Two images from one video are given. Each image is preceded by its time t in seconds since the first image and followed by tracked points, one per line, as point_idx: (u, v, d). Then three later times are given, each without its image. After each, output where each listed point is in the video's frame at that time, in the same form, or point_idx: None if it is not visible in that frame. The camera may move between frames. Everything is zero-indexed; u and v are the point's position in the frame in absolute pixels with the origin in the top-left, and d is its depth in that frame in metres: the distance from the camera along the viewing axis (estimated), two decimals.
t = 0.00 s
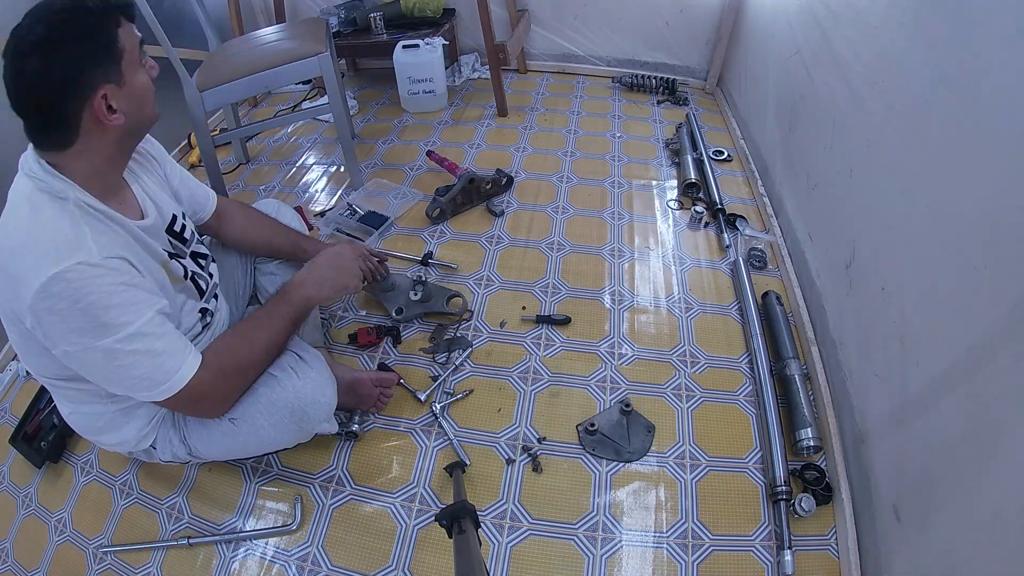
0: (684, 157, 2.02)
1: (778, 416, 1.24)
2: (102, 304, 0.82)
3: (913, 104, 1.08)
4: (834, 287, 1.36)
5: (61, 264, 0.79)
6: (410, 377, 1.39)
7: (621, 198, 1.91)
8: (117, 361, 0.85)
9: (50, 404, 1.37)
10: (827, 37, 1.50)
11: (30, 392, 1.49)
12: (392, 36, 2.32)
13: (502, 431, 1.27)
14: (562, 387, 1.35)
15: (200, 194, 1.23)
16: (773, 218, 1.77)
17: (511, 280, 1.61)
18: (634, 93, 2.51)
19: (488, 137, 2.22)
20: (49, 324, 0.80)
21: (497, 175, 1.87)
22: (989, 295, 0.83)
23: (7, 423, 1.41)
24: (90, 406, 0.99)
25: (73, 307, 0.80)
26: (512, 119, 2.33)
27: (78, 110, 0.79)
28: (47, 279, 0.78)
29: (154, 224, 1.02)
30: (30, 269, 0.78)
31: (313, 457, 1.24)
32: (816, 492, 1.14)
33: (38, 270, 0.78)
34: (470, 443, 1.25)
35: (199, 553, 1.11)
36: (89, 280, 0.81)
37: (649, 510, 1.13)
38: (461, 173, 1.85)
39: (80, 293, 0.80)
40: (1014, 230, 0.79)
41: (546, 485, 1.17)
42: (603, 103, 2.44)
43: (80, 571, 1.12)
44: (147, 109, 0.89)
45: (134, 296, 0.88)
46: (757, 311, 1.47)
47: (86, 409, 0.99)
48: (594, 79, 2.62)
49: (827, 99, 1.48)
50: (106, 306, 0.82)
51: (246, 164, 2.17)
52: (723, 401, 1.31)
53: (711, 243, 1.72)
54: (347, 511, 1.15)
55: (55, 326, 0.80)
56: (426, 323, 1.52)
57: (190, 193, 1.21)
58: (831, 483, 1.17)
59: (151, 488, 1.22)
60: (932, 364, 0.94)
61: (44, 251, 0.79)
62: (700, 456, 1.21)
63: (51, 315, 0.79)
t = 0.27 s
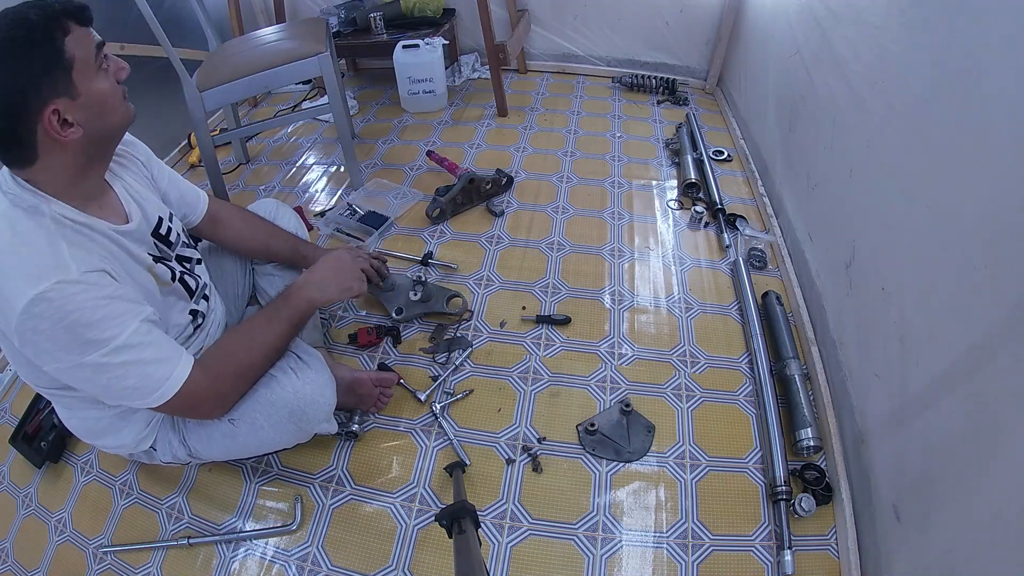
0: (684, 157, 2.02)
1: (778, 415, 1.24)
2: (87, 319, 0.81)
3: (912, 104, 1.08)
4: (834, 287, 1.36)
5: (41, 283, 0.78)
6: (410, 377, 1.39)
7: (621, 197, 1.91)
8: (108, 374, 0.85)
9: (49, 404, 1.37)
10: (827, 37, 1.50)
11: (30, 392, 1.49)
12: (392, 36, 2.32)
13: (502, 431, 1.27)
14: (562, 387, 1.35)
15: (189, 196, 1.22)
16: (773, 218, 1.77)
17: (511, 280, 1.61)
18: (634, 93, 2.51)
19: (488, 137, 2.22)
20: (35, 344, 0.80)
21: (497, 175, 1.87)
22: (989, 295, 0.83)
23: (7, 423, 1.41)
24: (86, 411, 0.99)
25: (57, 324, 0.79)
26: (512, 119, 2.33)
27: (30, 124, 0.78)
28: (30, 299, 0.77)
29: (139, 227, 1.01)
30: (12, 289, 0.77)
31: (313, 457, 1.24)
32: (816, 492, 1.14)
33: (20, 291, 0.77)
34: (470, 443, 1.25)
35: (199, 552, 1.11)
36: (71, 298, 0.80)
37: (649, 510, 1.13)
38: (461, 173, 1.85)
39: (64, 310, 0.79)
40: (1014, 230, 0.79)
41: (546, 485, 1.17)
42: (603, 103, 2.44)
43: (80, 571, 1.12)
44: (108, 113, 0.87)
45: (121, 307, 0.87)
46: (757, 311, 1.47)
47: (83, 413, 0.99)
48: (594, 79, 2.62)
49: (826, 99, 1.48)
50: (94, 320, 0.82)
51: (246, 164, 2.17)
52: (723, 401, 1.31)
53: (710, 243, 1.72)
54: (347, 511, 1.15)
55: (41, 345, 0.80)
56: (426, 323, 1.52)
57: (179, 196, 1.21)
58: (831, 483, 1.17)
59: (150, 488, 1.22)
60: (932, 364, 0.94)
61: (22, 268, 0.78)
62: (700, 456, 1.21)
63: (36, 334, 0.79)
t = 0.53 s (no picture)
0: (684, 157, 2.02)
1: (778, 416, 1.24)
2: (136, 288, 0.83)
3: (912, 105, 1.08)
4: (834, 287, 1.36)
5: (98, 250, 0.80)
6: (410, 377, 1.39)
7: (621, 197, 1.91)
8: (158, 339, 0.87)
9: (49, 404, 1.37)
10: (827, 37, 1.50)
11: (30, 392, 1.49)
12: (392, 36, 2.32)
13: (502, 431, 1.27)
14: (562, 387, 1.35)
15: (190, 191, 1.24)
16: (773, 218, 1.77)
17: (511, 280, 1.61)
18: (634, 93, 2.51)
19: (488, 137, 2.22)
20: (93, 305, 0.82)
21: (497, 175, 1.87)
22: (990, 294, 0.83)
23: (7, 423, 1.41)
24: (87, 395, 1.02)
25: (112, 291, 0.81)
26: (512, 119, 2.33)
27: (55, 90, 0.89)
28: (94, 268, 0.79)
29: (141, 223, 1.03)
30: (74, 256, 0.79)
31: (313, 457, 1.24)
32: (816, 492, 1.14)
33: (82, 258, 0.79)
34: (470, 443, 1.25)
35: (199, 552, 1.11)
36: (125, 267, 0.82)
37: (649, 510, 1.13)
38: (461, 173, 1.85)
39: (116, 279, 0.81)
40: (1014, 230, 0.79)
41: (546, 485, 1.17)
42: (603, 103, 2.44)
43: (80, 571, 1.12)
44: (119, 100, 0.96)
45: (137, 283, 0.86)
46: (757, 311, 1.47)
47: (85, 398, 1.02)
48: (594, 79, 2.62)
49: (826, 99, 1.48)
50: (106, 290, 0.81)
51: (246, 164, 2.17)
52: (723, 401, 1.31)
53: (710, 243, 1.72)
54: (347, 511, 1.15)
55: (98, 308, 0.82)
56: (426, 323, 1.52)
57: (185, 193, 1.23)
58: (831, 483, 1.17)
59: (150, 488, 1.22)
60: (931, 364, 0.94)
61: (37, 239, 0.80)
62: (700, 456, 1.21)
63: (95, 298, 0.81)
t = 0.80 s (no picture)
0: (684, 157, 2.02)
1: (778, 415, 1.24)
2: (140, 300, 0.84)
3: (912, 105, 1.08)
4: (834, 287, 1.36)
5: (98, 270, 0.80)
6: (410, 377, 1.39)
7: (621, 197, 1.91)
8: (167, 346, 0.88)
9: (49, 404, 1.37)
10: (827, 37, 1.50)
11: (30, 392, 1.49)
12: (392, 36, 2.32)
13: (502, 431, 1.27)
14: (562, 387, 1.35)
15: (200, 191, 1.23)
16: (773, 218, 1.77)
17: (511, 280, 1.61)
18: (634, 93, 2.51)
19: (488, 137, 2.22)
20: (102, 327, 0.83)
21: (497, 175, 1.87)
22: (990, 294, 0.83)
23: (7, 423, 1.41)
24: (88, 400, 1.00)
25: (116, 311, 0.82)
26: (512, 119, 2.33)
27: (44, 119, 0.82)
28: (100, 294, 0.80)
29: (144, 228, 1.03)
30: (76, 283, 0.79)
31: (313, 457, 1.24)
32: (816, 492, 1.14)
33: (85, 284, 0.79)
34: (470, 443, 1.25)
35: (199, 552, 1.11)
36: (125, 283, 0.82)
37: (649, 510, 1.13)
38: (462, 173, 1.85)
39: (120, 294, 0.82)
40: (1014, 230, 0.79)
41: (545, 485, 1.17)
42: (603, 103, 2.44)
43: (80, 571, 1.12)
44: (116, 149, 0.88)
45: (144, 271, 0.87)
46: (757, 311, 1.47)
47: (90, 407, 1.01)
48: (594, 79, 2.62)
49: (826, 99, 1.48)
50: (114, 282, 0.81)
51: (246, 164, 2.17)
52: (723, 401, 1.31)
53: (710, 243, 1.72)
54: (347, 511, 1.15)
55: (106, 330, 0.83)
56: (426, 323, 1.52)
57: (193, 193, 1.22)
58: (831, 483, 1.17)
59: (150, 488, 1.22)
60: (931, 364, 0.94)
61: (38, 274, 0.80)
62: (700, 456, 1.21)
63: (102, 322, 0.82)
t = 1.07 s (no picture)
0: (684, 157, 2.02)
1: (778, 415, 1.23)
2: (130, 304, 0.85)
3: (912, 105, 1.08)
4: (834, 287, 1.36)
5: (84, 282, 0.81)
6: (410, 377, 1.39)
7: (621, 198, 1.91)
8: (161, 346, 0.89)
9: (49, 404, 1.37)
10: (827, 37, 1.50)
11: (30, 392, 1.49)
12: (392, 36, 2.32)
13: (502, 431, 1.27)
14: (562, 387, 1.35)
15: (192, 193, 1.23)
16: (773, 218, 1.77)
17: (511, 280, 1.61)
18: (634, 93, 2.51)
19: (488, 137, 2.22)
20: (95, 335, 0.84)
21: (497, 175, 1.87)
22: (990, 293, 0.83)
23: (7, 423, 1.41)
24: (89, 406, 0.99)
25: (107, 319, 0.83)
26: (512, 119, 2.33)
27: (64, 161, 0.80)
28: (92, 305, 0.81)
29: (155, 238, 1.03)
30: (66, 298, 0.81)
31: (313, 457, 1.25)
32: (816, 492, 1.14)
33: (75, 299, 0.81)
34: (469, 443, 1.25)
35: (199, 552, 1.11)
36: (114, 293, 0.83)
37: (649, 510, 1.13)
38: (462, 173, 1.85)
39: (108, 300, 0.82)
40: (1014, 230, 0.79)
41: (545, 485, 1.17)
42: (603, 103, 2.44)
43: (80, 571, 1.12)
44: (139, 188, 0.88)
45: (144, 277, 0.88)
46: (757, 311, 1.47)
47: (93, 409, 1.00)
48: (594, 79, 2.62)
49: (826, 100, 1.48)
50: (113, 292, 0.83)
51: (246, 164, 2.17)
52: (723, 401, 1.31)
53: (710, 243, 1.72)
54: (347, 511, 1.15)
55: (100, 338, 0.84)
56: (426, 323, 1.52)
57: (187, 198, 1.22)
58: (831, 483, 1.17)
59: (150, 488, 1.22)
60: (931, 364, 0.94)
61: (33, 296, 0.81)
62: (700, 456, 1.21)
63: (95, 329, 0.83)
